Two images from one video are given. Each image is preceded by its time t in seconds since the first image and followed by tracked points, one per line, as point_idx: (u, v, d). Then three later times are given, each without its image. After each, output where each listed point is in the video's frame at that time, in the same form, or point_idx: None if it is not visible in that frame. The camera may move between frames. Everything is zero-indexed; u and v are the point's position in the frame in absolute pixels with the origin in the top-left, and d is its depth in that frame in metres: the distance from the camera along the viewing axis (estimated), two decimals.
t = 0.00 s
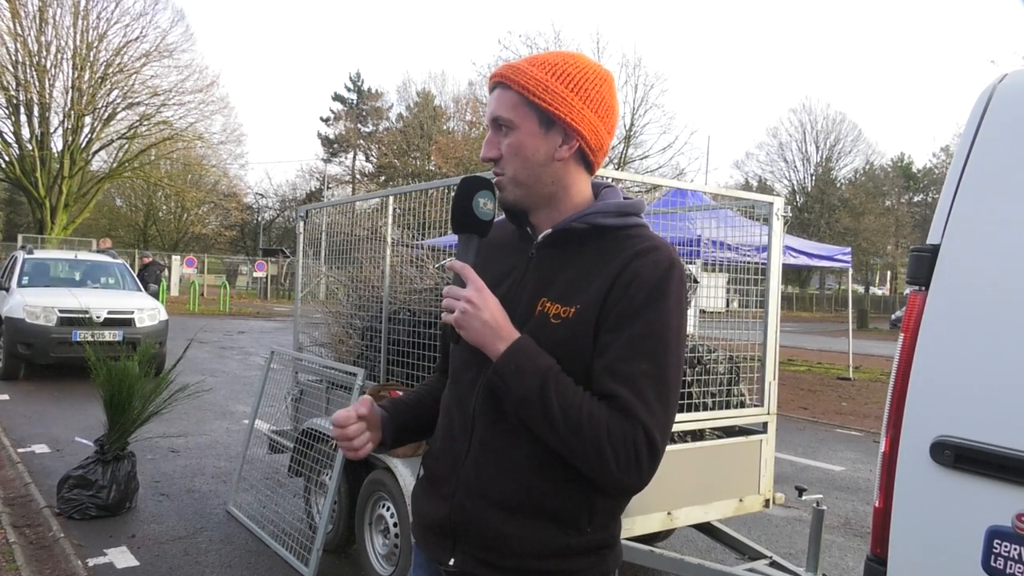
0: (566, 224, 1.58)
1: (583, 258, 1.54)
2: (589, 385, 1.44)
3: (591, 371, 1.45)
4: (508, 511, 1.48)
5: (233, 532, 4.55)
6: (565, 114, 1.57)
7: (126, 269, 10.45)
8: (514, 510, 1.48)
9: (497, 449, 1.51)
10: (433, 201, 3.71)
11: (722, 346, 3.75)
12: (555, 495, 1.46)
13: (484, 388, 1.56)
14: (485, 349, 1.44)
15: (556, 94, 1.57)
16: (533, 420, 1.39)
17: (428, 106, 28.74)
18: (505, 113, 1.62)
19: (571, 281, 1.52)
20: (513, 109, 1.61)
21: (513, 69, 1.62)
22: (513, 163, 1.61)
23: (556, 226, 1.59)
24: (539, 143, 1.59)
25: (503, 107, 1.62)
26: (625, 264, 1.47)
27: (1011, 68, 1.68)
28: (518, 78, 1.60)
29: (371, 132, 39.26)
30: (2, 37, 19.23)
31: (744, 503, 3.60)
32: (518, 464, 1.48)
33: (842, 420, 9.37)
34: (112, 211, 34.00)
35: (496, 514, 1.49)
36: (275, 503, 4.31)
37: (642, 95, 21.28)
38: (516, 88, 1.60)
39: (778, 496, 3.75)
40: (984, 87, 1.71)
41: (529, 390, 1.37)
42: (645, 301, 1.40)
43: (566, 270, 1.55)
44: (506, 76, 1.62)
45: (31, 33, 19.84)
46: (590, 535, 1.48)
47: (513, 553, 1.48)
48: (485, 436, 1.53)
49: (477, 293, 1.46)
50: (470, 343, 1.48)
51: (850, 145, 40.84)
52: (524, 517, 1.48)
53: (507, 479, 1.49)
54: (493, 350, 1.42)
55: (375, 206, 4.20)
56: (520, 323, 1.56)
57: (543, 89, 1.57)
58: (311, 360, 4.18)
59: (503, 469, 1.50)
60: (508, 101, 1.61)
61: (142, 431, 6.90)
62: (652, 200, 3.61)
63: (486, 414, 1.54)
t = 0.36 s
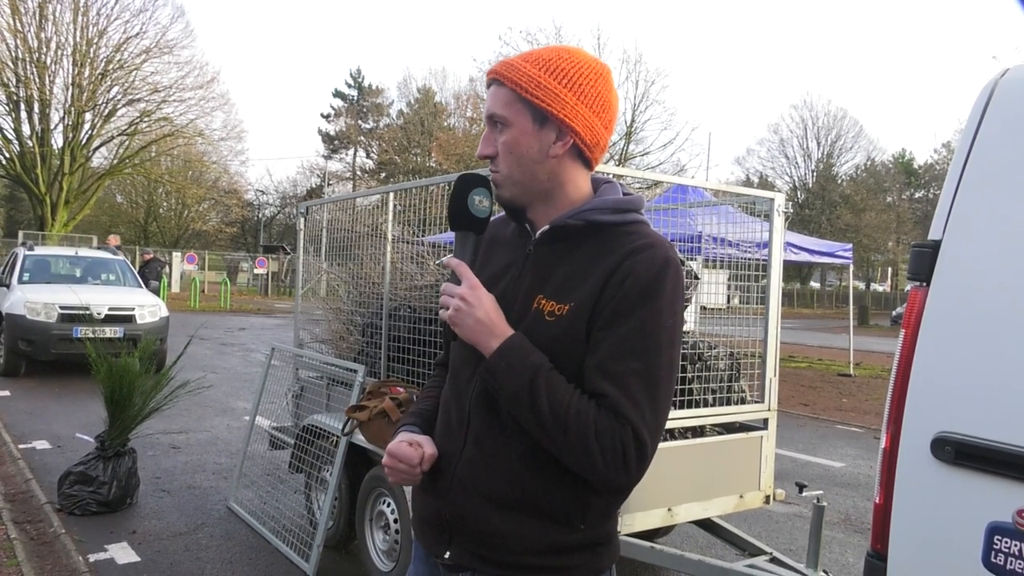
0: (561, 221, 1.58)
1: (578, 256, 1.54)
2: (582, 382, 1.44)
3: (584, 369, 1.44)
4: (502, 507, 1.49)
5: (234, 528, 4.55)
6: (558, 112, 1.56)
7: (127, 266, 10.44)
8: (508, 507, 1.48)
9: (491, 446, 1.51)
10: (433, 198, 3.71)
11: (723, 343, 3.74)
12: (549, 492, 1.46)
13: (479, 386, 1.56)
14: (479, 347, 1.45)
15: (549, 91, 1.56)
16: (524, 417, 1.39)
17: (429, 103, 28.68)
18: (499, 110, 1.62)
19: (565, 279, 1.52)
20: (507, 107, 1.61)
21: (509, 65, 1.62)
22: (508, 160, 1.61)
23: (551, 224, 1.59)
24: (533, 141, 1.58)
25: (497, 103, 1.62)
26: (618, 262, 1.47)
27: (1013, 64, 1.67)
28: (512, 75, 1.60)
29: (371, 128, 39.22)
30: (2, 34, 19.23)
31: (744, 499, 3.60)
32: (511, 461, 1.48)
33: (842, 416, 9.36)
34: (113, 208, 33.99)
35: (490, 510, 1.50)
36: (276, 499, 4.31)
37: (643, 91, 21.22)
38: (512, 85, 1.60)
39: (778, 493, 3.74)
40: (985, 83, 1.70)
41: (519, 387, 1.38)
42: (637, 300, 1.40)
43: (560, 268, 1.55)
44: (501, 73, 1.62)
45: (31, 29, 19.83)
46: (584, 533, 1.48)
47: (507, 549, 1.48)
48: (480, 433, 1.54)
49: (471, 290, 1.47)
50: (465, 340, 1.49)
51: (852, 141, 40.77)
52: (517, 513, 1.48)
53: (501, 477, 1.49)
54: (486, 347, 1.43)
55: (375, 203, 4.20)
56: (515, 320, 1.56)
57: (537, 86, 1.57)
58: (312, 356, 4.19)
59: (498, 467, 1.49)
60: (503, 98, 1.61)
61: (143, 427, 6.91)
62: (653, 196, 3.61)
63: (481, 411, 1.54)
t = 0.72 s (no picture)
0: (561, 218, 1.57)
1: (577, 253, 1.54)
2: (581, 379, 1.44)
3: (583, 367, 1.44)
4: (503, 505, 1.48)
5: (235, 528, 4.55)
6: (559, 111, 1.55)
7: (129, 265, 10.44)
8: (509, 505, 1.47)
9: (491, 444, 1.51)
10: (434, 197, 3.71)
11: (725, 342, 3.73)
12: (549, 490, 1.45)
13: (478, 384, 1.56)
14: (478, 346, 1.45)
15: (550, 90, 1.56)
16: (523, 415, 1.39)
17: (430, 102, 28.67)
18: (500, 108, 1.61)
19: (564, 278, 1.51)
20: (508, 105, 1.60)
21: (511, 64, 1.62)
22: (508, 158, 1.60)
23: (552, 221, 1.58)
24: (534, 141, 1.58)
25: (499, 101, 1.62)
26: (617, 259, 1.47)
27: (1014, 62, 1.67)
28: (515, 74, 1.59)
29: (373, 128, 39.24)
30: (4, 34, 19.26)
31: (746, 499, 3.59)
32: (510, 460, 1.48)
33: (844, 416, 9.36)
34: (115, 208, 34.01)
35: (491, 507, 1.49)
36: (277, 498, 4.31)
37: (644, 90, 21.20)
38: (513, 84, 1.60)
39: (779, 492, 3.74)
40: (988, 81, 1.69)
41: (519, 385, 1.38)
42: (637, 297, 1.39)
43: (559, 266, 1.55)
44: (503, 72, 1.62)
45: (32, 29, 19.85)
46: (584, 531, 1.47)
47: (507, 547, 1.47)
48: (479, 430, 1.53)
49: (470, 289, 1.47)
50: (463, 339, 1.49)
51: (853, 140, 40.76)
52: (518, 511, 1.47)
53: (500, 476, 1.48)
54: (485, 346, 1.42)
55: (377, 202, 4.20)
56: (515, 319, 1.56)
57: (538, 85, 1.56)
58: (312, 356, 4.19)
59: (497, 466, 1.49)
60: (505, 96, 1.61)
61: (145, 427, 6.92)
62: (653, 196, 3.60)
63: (481, 409, 1.54)
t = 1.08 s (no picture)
0: (564, 219, 1.57)
1: (578, 254, 1.54)
2: (584, 379, 1.44)
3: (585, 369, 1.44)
4: (505, 505, 1.48)
5: (237, 527, 4.55)
6: (563, 112, 1.55)
7: (132, 265, 10.45)
8: (510, 505, 1.47)
9: (493, 445, 1.50)
10: (438, 198, 3.71)
11: (728, 345, 3.72)
12: (552, 490, 1.45)
13: (480, 385, 1.55)
14: (480, 346, 1.44)
15: (555, 92, 1.56)
16: (526, 417, 1.38)
17: (434, 103, 28.68)
18: (504, 108, 1.61)
19: (567, 279, 1.51)
20: (512, 105, 1.60)
21: (514, 65, 1.61)
22: (510, 158, 1.60)
23: (555, 221, 1.58)
24: (537, 142, 1.57)
25: (502, 102, 1.61)
26: (620, 260, 1.46)
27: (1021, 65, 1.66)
28: (518, 74, 1.59)
29: (377, 128, 39.27)
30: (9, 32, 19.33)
31: (749, 501, 3.58)
32: (513, 461, 1.47)
33: (848, 418, 9.33)
34: (119, 207, 34.11)
35: (494, 507, 1.48)
36: (279, 498, 4.31)
37: (648, 91, 21.17)
38: (518, 84, 1.59)
39: (783, 495, 3.73)
40: (993, 83, 1.69)
41: (522, 385, 1.37)
42: (640, 298, 1.39)
43: (562, 265, 1.54)
44: (507, 72, 1.61)
45: (38, 28, 19.89)
46: (587, 531, 1.47)
47: (509, 548, 1.47)
48: (481, 431, 1.53)
49: (473, 290, 1.47)
50: (466, 340, 1.48)
51: (858, 143, 40.65)
52: (520, 511, 1.47)
53: (502, 477, 1.48)
54: (488, 347, 1.42)
55: (380, 203, 4.20)
56: (517, 319, 1.55)
57: (543, 86, 1.56)
58: (315, 356, 4.19)
59: (499, 467, 1.49)
60: (508, 97, 1.60)
61: (148, 425, 6.92)
62: (656, 197, 3.59)
63: (483, 409, 1.54)
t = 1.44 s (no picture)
0: (567, 219, 1.56)
1: (580, 255, 1.54)
2: (587, 380, 1.43)
3: (588, 368, 1.44)
4: (506, 506, 1.48)
5: (241, 527, 4.56)
6: (569, 112, 1.55)
7: (137, 265, 10.48)
8: (512, 504, 1.47)
9: (496, 445, 1.50)
10: (442, 198, 3.71)
11: (731, 345, 3.72)
12: (553, 491, 1.45)
13: (483, 384, 1.55)
14: (484, 346, 1.44)
15: (560, 92, 1.55)
16: (528, 417, 1.38)
17: (438, 103, 28.71)
18: (509, 108, 1.61)
19: (571, 278, 1.50)
20: (518, 105, 1.59)
21: (520, 64, 1.61)
22: (516, 158, 1.59)
23: (557, 222, 1.57)
24: (542, 142, 1.57)
25: (508, 101, 1.61)
26: (623, 262, 1.46)
27: None
28: (524, 74, 1.59)
29: (381, 129, 39.34)
30: (16, 34, 19.42)
31: (753, 502, 3.57)
32: (516, 460, 1.47)
33: (852, 419, 9.31)
34: (125, 207, 34.22)
35: (494, 508, 1.49)
36: (283, 499, 4.31)
37: (653, 92, 21.15)
38: (524, 84, 1.59)
39: (786, 496, 3.72)
40: (998, 84, 1.68)
41: (525, 385, 1.37)
42: (643, 299, 1.39)
43: (565, 266, 1.54)
44: (512, 72, 1.61)
45: (45, 29, 19.97)
46: (589, 531, 1.47)
47: (510, 548, 1.47)
48: (485, 430, 1.53)
49: (477, 288, 1.47)
50: (469, 338, 1.48)
51: (863, 143, 40.54)
52: (522, 511, 1.47)
53: (505, 475, 1.48)
54: (492, 346, 1.42)
55: (385, 203, 4.21)
56: (520, 319, 1.55)
57: (549, 86, 1.56)
58: (319, 356, 4.20)
59: (502, 465, 1.49)
60: (513, 97, 1.60)
61: (152, 425, 6.95)
62: (661, 197, 3.58)
63: (486, 409, 1.54)
